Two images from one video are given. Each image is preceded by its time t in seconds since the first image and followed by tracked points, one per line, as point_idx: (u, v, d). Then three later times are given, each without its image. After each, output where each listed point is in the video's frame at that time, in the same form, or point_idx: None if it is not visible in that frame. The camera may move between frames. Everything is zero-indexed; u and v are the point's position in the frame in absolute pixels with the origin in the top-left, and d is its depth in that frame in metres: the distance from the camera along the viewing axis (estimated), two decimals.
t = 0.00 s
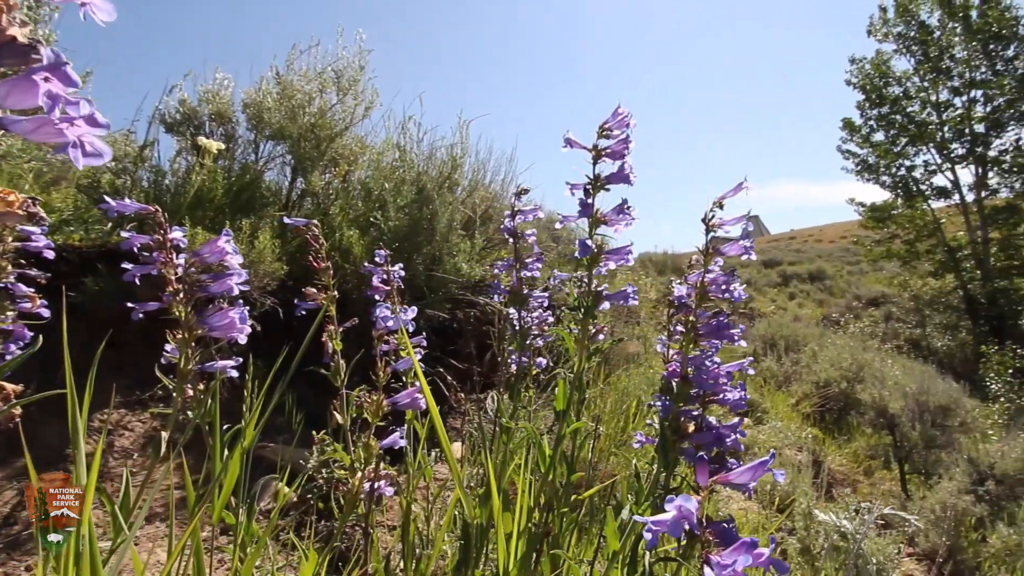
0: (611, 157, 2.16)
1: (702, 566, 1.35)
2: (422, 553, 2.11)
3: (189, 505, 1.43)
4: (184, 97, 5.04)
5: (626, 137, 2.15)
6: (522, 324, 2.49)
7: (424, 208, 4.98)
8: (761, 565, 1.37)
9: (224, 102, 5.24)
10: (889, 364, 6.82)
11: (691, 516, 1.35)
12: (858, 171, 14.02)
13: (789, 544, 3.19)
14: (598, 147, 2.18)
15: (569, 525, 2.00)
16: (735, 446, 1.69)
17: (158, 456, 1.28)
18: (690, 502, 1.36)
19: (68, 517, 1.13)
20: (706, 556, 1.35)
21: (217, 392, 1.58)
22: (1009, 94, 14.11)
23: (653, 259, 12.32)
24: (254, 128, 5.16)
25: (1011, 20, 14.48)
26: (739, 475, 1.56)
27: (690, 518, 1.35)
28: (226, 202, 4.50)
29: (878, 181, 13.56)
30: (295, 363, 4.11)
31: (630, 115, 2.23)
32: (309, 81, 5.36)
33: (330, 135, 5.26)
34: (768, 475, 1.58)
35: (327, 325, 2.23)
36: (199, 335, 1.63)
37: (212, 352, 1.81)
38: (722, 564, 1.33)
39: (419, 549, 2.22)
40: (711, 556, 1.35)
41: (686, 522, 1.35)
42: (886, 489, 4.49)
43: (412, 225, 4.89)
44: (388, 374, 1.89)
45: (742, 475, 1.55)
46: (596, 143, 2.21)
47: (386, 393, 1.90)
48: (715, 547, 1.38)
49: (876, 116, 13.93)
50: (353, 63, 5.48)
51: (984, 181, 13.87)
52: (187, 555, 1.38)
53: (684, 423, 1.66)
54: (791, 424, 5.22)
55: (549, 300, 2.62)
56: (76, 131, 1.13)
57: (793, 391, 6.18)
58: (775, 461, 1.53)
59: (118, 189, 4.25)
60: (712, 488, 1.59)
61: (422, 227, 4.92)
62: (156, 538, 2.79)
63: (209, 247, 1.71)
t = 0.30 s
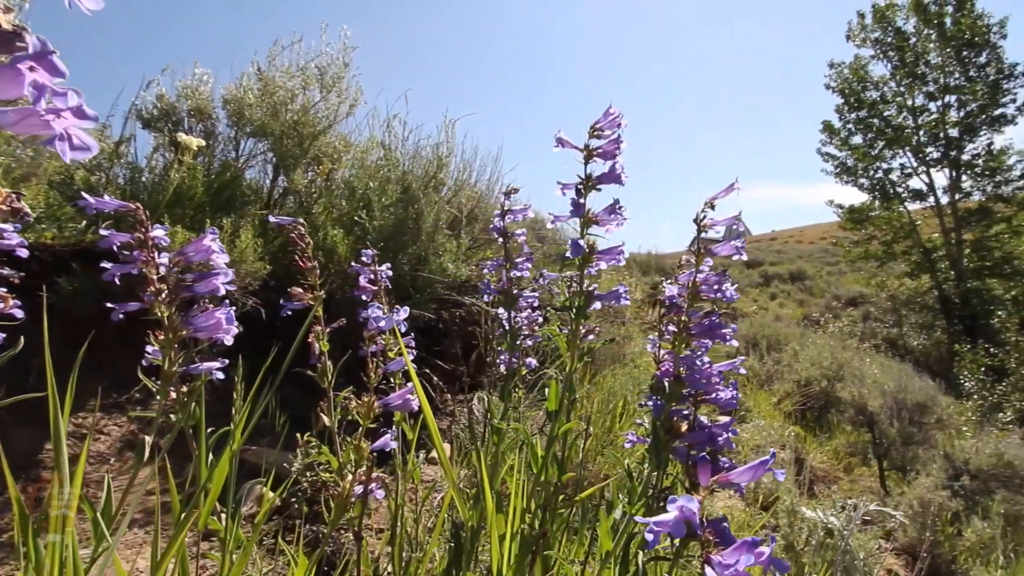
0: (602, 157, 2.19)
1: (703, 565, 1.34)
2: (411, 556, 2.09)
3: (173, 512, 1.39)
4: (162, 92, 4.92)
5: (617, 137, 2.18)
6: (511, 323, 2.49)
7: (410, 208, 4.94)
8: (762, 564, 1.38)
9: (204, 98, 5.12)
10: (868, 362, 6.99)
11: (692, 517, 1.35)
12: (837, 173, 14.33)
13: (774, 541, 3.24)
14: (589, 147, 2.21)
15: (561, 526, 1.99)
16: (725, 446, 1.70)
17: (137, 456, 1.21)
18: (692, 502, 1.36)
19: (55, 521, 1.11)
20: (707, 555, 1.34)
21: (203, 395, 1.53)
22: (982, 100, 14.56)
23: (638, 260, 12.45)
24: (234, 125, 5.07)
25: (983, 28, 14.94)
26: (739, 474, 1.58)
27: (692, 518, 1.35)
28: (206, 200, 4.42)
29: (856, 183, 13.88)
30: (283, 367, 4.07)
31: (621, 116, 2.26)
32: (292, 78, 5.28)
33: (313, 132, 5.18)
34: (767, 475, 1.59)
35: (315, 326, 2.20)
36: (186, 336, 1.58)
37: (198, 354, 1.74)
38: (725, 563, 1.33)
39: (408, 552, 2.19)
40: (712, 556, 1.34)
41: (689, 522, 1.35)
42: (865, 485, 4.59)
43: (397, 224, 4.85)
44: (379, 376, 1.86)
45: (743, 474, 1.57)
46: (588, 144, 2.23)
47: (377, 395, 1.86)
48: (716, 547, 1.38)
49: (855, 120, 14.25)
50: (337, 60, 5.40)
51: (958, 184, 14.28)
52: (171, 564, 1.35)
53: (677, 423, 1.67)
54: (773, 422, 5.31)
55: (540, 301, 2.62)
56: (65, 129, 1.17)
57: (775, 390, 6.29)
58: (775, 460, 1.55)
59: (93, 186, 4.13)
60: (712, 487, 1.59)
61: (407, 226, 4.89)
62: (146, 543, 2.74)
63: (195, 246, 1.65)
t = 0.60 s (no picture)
0: (592, 157, 2.18)
1: (702, 564, 1.35)
2: (400, 559, 2.06)
3: (157, 519, 1.34)
4: (138, 87, 4.79)
5: (607, 137, 2.18)
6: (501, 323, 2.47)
7: (395, 208, 4.90)
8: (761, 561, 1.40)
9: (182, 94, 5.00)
10: (847, 361, 7.14)
11: (692, 516, 1.36)
12: (817, 175, 14.61)
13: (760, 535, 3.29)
14: (581, 147, 2.21)
15: (554, 527, 1.98)
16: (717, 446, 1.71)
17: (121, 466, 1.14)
18: (693, 501, 1.37)
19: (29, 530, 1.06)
20: (707, 553, 1.35)
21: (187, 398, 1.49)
22: (956, 105, 15.00)
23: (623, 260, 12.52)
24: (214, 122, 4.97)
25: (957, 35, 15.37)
26: (739, 472, 1.61)
27: (692, 517, 1.36)
28: (186, 197, 4.32)
29: (835, 185, 14.16)
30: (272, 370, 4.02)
31: (612, 116, 2.25)
32: (274, 74, 5.18)
33: (296, 130, 5.10)
34: (766, 474, 1.62)
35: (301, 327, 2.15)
36: (170, 338, 1.53)
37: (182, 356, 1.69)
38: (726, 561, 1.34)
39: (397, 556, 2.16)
40: (711, 554, 1.35)
41: (690, 522, 1.36)
42: (846, 481, 4.69)
43: (382, 224, 4.80)
44: (370, 378, 1.83)
45: (742, 472, 1.60)
46: (579, 143, 2.24)
47: (368, 397, 1.83)
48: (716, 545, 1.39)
49: (834, 123, 14.55)
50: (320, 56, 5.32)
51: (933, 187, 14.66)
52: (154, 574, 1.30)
53: (670, 422, 1.68)
54: (756, 420, 5.40)
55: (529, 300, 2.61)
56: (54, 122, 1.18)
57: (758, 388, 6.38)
58: (774, 458, 1.57)
59: (67, 183, 4.01)
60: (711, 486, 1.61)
61: (392, 225, 4.84)
62: (130, 549, 2.69)
63: (180, 244, 1.61)
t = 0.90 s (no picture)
0: (584, 157, 2.24)
1: (701, 563, 1.35)
2: (389, 563, 2.03)
3: (142, 527, 1.29)
4: (114, 81, 4.65)
5: (599, 137, 2.23)
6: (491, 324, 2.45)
7: (380, 207, 4.85)
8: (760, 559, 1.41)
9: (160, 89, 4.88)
10: (827, 360, 7.29)
11: (692, 515, 1.36)
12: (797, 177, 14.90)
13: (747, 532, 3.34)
14: (572, 147, 2.27)
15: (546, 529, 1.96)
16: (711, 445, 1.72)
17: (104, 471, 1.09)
18: (694, 501, 1.37)
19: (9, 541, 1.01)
20: (706, 553, 1.35)
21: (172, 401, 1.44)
22: (931, 110, 15.44)
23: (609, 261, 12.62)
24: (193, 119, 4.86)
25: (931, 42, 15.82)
26: (738, 471, 1.62)
27: (691, 517, 1.36)
28: (165, 194, 4.22)
29: (815, 187, 14.46)
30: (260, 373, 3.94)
31: (604, 116, 2.29)
32: (256, 70, 5.09)
33: (279, 127, 5.01)
34: (764, 472, 1.63)
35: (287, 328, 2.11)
36: (155, 339, 1.48)
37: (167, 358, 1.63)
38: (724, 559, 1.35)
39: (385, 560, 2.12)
40: (711, 553, 1.35)
41: (691, 521, 1.36)
42: (827, 478, 4.79)
43: (367, 223, 4.74)
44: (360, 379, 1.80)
45: (741, 471, 1.61)
46: (571, 143, 2.29)
47: (359, 398, 1.80)
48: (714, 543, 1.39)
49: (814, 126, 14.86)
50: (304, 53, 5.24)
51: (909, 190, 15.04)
52: None
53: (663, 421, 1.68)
54: (740, 419, 5.48)
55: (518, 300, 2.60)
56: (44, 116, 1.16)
57: (741, 387, 6.48)
58: (773, 457, 1.58)
59: (39, 179, 3.88)
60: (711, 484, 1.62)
61: (377, 225, 4.79)
62: (107, 558, 2.61)
63: (165, 242, 1.55)
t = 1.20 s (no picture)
0: (575, 156, 2.24)
1: (702, 561, 1.35)
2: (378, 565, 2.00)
3: (127, 534, 1.24)
4: (88, 75, 4.51)
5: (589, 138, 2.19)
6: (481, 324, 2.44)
7: (365, 206, 4.79)
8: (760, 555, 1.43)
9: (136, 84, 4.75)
10: (807, 359, 7.44)
11: (692, 514, 1.37)
12: (778, 179, 15.16)
13: (732, 530, 3.39)
14: (564, 147, 2.28)
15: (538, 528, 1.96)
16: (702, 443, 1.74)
17: (88, 476, 1.06)
18: (694, 499, 1.38)
19: None
20: (706, 551, 1.36)
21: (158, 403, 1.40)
22: (907, 115, 15.84)
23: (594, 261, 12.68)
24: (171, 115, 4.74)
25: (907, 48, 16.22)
26: (736, 469, 1.64)
27: (691, 515, 1.37)
28: (143, 192, 4.13)
29: (795, 189, 14.73)
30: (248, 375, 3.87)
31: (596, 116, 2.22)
32: (237, 65, 4.99)
33: (260, 124, 4.91)
34: (763, 470, 1.65)
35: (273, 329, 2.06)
36: (139, 340, 1.43)
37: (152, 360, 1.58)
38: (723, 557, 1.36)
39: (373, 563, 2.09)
40: (710, 551, 1.36)
41: (691, 518, 1.37)
42: (809, 475, 4.88)
43: (351, 222, 4.68)
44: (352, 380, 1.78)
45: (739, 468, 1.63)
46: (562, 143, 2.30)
47: (351, 400, 1.78)
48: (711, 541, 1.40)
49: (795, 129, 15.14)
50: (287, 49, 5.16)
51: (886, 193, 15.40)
52: None
53: (655, 421, 1.69)
54: (723, 417, 5.55)
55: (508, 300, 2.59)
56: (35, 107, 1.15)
57: (725, 386, 6.57)
58: (771, 455, 1.60)
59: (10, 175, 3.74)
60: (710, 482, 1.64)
61: (361, 224, 4.74)
62: (84, 565, 2.54)
63: (150, 241, 1.51)
